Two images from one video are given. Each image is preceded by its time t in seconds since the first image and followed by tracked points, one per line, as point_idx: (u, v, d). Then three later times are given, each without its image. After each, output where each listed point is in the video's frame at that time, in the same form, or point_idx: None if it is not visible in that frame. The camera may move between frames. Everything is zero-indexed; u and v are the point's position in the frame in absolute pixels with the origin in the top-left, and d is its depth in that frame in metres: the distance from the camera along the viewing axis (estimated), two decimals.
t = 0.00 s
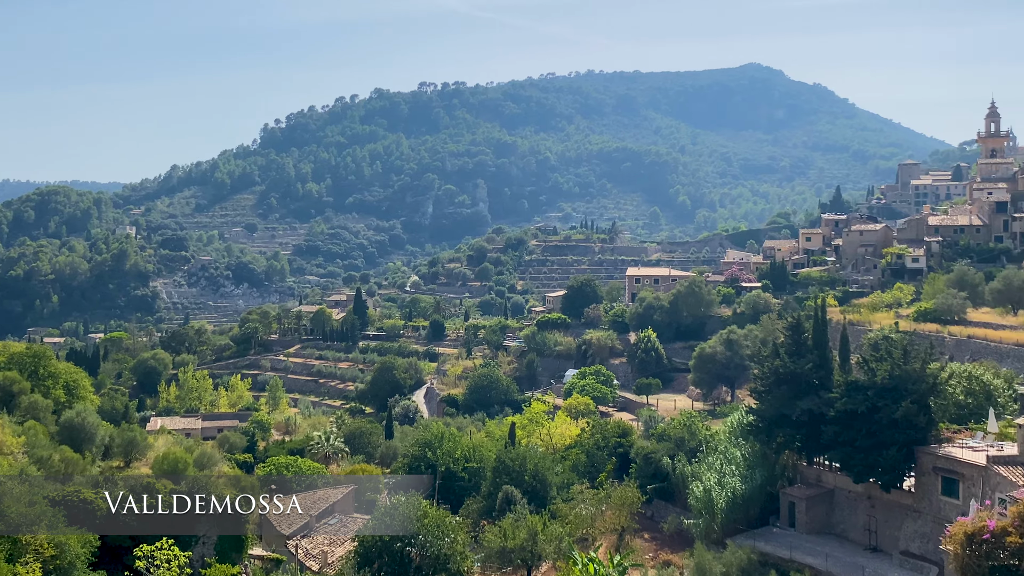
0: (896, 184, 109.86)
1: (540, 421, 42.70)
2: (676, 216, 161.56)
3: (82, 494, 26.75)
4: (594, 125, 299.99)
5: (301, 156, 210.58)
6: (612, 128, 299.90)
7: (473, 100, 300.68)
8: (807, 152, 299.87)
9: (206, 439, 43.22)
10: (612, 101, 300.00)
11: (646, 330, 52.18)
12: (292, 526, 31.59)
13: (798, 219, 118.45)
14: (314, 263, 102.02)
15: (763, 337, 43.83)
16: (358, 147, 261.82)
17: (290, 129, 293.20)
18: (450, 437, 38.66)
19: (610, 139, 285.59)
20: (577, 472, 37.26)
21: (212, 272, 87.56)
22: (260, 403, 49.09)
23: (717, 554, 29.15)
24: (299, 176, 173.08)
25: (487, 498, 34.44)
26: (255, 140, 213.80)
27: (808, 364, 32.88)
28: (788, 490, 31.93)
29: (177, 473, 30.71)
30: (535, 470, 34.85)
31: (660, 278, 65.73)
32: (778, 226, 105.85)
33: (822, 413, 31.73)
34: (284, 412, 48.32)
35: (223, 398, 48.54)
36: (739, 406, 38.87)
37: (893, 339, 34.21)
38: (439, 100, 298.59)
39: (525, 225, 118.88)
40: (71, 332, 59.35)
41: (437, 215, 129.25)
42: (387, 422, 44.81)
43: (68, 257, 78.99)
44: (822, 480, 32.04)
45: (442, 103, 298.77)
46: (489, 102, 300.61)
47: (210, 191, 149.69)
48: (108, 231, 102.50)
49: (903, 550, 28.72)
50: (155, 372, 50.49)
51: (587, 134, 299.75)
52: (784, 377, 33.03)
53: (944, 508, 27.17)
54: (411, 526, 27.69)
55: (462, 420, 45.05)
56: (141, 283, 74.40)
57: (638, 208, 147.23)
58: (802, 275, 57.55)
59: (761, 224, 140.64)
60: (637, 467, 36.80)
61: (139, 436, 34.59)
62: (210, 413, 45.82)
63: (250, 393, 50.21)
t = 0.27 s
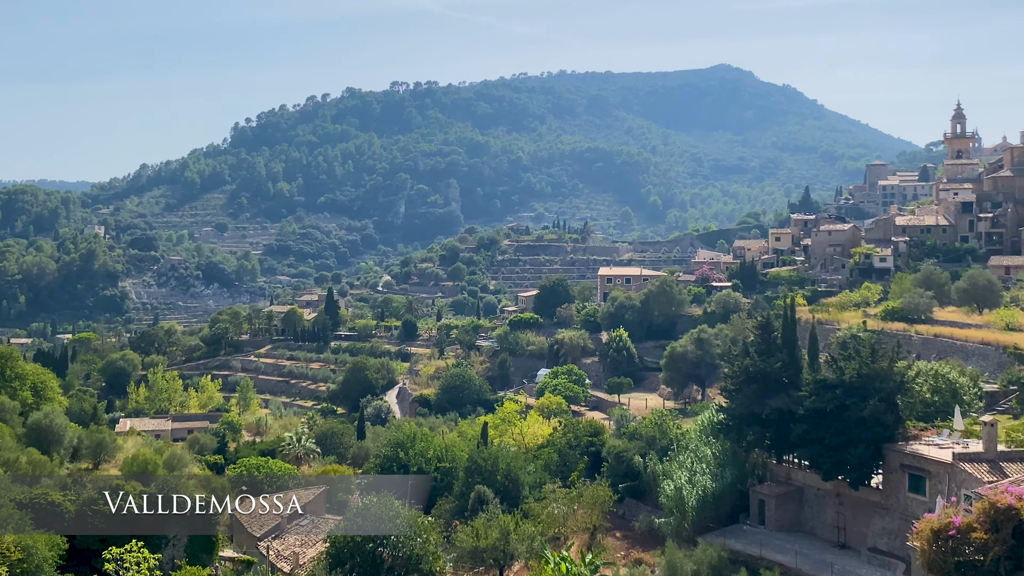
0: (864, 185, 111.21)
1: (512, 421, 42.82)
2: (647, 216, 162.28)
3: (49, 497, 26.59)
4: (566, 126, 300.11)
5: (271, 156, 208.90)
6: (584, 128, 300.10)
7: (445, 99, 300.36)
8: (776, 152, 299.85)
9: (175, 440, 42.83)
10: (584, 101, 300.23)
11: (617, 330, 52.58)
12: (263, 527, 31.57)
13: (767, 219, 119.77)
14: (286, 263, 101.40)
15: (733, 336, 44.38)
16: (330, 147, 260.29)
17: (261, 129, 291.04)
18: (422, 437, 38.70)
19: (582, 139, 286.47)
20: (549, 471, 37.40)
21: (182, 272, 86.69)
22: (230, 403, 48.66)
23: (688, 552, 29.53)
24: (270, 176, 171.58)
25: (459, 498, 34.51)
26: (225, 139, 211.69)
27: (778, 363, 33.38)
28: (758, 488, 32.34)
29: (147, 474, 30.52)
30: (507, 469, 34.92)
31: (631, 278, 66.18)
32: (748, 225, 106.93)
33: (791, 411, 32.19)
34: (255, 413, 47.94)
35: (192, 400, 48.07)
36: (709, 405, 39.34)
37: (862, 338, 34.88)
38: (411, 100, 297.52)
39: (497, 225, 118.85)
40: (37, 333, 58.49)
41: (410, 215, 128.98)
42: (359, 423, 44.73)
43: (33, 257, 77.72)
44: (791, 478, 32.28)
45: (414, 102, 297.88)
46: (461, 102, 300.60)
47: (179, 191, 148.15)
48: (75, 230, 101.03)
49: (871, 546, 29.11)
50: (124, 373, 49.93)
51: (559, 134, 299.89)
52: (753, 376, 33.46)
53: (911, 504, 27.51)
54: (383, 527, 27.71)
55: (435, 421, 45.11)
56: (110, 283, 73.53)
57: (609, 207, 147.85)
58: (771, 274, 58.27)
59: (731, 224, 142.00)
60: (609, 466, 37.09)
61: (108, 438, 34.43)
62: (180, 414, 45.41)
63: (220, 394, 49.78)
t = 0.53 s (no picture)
0: (831, 186, 112.65)
1: (484, 421, 42.90)
2: (618, 216, 163.09)
3: (16, 499, 26.46)
4: (538, 126, 300.21)
5: (240, 155, 207.05)
6: (556, 128, 300.31)
7: (416, 99, 299.59)
8: (745, 153, 299.87)
9: (144, 441, 42.42)
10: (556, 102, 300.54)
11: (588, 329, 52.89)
12: (233, 528, 31.67)
13: (737, 219, 120.97)
14: (256, 262, 100.65)
15: (702, 335, 44.89)
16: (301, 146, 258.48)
17: (230, 127, 288.34)
18: (392, 438, 38.68)
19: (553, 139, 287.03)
20: (520, 470, 37.57)
21: (151, 272, 85.77)
22: (199, 404, 48.30)
23: (658, 550, 29.92)
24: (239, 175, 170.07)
25: (430, 498, 34.56)
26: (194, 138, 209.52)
27: (746, 361, 33.85)
28: (727, 487, 32.80)
29: (115, 475, 30.34)
30: (479, 468, 35.03)
31: (602, 278, 66.59)
32: (718, 225, 107.97)
33: (760, 410, 32.64)
34: (224, 413, 47.63)
35: (161, 401, 47.66)
36: (679, 404, 39.77)
37: (830, 336, 35.41)
38: (382, 99, 296.22)
39: (469, 225, 118.85)
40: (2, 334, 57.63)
41: (381, 215, 128.56)
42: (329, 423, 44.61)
43: None
44: (760, 476, 32.95)
45: (385, 101, 296.72)
46: (433, 102, 300.16)
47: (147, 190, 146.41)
48: (40, 229, 99.55)
49: (838, 543, 29.57)
50: (91, 374, 49.35)
51: (531, 134, 299.98)
52: (722, 375, 33.90)
53: (877, 500, 28.14)
54: (354, 527, 27.68)
55: (406, 421, 45.08)
56: (76, 283, 72.61)
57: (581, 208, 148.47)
58: (740, 274, 58.99)
59: (701, 224, 143.27)
60: (580, 465, 37.38)
61: (75, 440, 34.26)
62: (149, 415, 45.00)
63: (189, 394, 49.39)
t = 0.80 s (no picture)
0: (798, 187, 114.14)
1: (454, 420, 42.96)
2: (587, 216, 163.89)
3: None
4: (508, 126, 300.28)
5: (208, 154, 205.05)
6: (526, 128, 300.46)
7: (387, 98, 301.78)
8: (712, 153, 299.94)
9: (111, 443, 42.00)
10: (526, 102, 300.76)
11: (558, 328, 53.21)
12: (201, 530, 31.42)
13: (705, 219, 122.18)
14: (224, 262, 99.83)
15: (671, 335, 45.38)
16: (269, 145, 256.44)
17: (198, 126, 285.45)
18: (362, 438, 38.64)
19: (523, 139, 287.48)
20: (490, 470, 37.65)
21: (117, 272, 84.76)
22: (166, 405, 47.85)
23: (627, 548, 30.26)
24: (207, 174, 168.42)
25: (400, 498, 34.59)
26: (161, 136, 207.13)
27: (714, 360, 34.29)
28: (695, 484, 33.21)
29: (81, 478, 30.05)
30: (449, 468, 35.12)
31: (572, 278, 66.97)
32: (686, 225, 109.00)
33: (727, 408, 33.09)
34: (192, 415, 47.23)
35: (127, 402, 47.15)
36: (648, 402, 40.17)
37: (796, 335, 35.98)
38: (352, 98, 294.67)
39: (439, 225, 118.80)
40: None
41: (351, 214, 128.02)
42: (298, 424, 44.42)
43: None
44: (728, 473, 33.32)
45: (355, 100, 295.27)
46: (403, 101, 299.77)
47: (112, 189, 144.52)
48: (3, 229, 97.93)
49: (805, 540, 30.07)
50: (56, 375, 48.74)
51: (501, 134, 300.07)
52: (690, 373, 34.30)
53: (843, 498, 28.64)
54: (324, 529, 27.62)
55: (376, 421, 45.02)
56: (41, 283, 71.59)
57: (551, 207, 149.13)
58: (708, 273, 59.69)
59: (670, 224, 144.47)
60: (550, 464, 37.60)
61: (40, 442, 33.80)
62: (115, 417, 44.50)
63: (156, 395, 48.91)
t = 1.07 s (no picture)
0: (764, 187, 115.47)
1: (423, 421, 42.97)
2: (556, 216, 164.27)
3: None
4: (477, 125, 300.28)
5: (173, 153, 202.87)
6: (495, 128, 300.59)
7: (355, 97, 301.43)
8: (678, 154, 299.89)
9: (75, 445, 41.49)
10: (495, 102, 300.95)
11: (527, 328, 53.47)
12: (167, 533, 31.12)
13: (672, 219, 123.30)
14: (191, 262, 98.92)
15: (638, 334, 45.85)
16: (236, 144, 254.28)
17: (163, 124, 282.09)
18: (329, 439, 38.50)
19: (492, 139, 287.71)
20: (459, 470, 37.71)
21: (81, 272, 83.67)
22: (131, 407, 47.37)
23: (596, 546, 30.62)
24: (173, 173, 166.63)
25: (369, 499, 34.58)
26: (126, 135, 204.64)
27: (681, 359, 34.73)
28: (663, 483, 33.64)
29: (45, 481, 29.74)
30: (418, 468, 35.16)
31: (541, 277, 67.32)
32: (654, 224, 109.91)
33: (694, 407, 33.55)
34: (158, 416, 46.80)
35: (92, 404, 46.61)
36: (617, 401, 40.55)
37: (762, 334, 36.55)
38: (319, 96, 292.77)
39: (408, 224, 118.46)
40: None
41: (319, 213, 127.37)
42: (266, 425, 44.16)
43: None
44: (695, 471, 33.75)
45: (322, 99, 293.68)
46: (372, 100, 299.17)
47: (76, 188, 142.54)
48: None
49: (771, 537, 30.57)
50: (20, 377, 48.07)
51: (470, 134, 300.07)
52: (658, 372, 34.71)
53: (808, 495, 29.15)
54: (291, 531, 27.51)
55: (344, 421, 44.90)
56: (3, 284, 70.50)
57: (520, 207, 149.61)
58: (675, 273, 60.37)
59: (638, 224, 145.58)
60: (518, 464, 37.83)
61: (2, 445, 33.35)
62: (80, 418, 43.97)
63: (121, 396, 48.38)
